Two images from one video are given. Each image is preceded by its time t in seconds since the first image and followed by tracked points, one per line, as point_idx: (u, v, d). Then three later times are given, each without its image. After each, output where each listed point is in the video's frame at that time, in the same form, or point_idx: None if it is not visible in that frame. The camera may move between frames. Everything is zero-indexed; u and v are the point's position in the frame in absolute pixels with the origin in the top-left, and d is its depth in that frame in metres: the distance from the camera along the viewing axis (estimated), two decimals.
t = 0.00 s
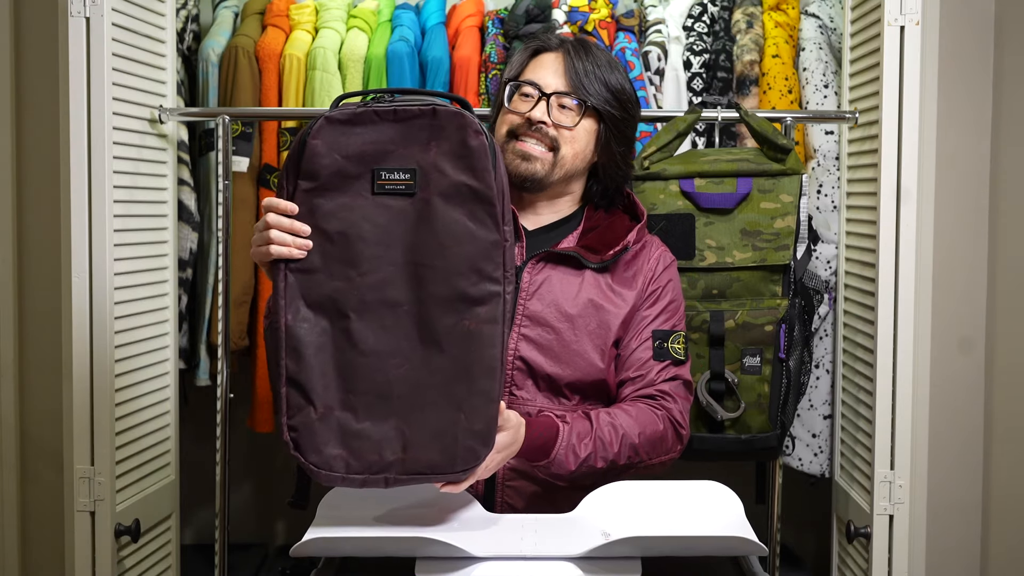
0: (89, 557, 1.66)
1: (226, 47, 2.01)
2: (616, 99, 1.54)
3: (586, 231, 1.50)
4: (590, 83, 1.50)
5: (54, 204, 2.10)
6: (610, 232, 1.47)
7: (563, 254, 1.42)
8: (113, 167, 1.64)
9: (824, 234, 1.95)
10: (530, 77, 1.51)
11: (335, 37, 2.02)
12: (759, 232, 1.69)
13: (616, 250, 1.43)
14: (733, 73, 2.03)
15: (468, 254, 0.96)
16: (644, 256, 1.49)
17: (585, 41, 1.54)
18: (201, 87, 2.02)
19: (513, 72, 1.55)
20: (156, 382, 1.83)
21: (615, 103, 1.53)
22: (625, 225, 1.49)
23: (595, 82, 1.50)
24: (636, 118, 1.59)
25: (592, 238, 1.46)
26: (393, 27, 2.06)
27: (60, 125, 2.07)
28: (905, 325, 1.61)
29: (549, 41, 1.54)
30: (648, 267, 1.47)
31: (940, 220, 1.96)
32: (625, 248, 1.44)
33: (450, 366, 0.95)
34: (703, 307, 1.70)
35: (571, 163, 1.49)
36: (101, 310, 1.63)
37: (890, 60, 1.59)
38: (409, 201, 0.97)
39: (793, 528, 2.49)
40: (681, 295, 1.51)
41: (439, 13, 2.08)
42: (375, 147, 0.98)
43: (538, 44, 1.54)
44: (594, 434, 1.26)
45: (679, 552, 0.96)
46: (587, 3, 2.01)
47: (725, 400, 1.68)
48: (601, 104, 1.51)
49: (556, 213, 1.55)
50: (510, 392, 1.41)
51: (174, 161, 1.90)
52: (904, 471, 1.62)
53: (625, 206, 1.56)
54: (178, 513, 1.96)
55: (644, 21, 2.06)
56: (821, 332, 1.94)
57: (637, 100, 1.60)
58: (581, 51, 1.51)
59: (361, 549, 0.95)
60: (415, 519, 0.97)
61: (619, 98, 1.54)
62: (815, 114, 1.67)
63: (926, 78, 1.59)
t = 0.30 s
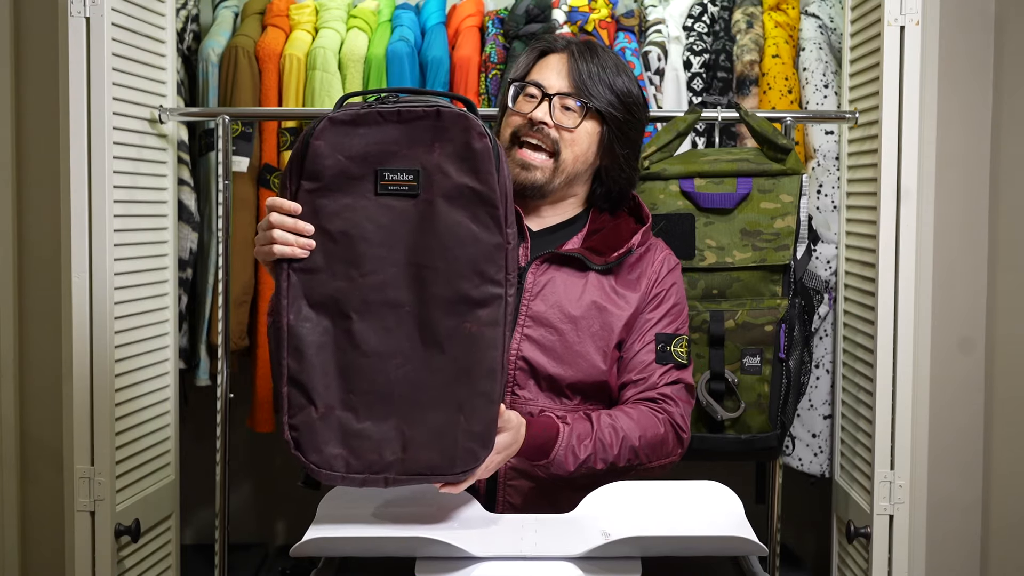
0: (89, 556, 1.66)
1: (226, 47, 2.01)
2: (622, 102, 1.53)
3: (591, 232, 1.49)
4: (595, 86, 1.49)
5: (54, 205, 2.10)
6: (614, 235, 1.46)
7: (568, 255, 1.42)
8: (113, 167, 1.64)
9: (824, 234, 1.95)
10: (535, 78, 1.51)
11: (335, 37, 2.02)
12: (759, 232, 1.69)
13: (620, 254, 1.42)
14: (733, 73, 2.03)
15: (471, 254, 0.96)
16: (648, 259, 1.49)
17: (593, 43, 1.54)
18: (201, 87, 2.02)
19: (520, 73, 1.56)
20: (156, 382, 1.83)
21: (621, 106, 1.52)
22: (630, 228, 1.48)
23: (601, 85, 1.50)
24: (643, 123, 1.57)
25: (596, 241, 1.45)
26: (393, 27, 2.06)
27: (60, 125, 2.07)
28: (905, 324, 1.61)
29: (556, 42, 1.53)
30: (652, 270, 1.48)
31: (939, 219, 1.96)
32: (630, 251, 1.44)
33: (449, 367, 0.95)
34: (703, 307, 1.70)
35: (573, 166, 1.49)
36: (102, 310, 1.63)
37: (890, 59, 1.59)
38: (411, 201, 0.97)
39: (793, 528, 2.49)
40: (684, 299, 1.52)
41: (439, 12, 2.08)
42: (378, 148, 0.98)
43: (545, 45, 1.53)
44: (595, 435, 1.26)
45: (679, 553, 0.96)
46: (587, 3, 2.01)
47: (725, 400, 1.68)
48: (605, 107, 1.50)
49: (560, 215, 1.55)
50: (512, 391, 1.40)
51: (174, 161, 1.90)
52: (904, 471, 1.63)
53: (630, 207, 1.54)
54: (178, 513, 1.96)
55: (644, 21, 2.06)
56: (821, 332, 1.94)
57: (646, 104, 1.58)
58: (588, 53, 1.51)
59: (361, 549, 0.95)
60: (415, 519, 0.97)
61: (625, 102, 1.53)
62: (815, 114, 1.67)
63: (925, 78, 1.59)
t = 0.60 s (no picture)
0: (89, 556, 1.66)
1: (226, 47, 2.01)
2: (632, 107, 1.52)
3: (598, 235, 1.51)
4: (605, 90, 1.49)
5: (54, 205, 2.10)
6: (622, 239, 1.47)
7: (576, 257, 1.42)
8: (113, 167, 1.64)
9: (824, 234, 1.95)
10: (546, 80, 1.50)
11: (335, 37, 2.02)
12: (759, 232, 1.69)
13: (627, 257, 1.43)
14: (733, 73, 2.03)
15: (438, 216, 0.98)
16: (655, 262, 1.49)
17: (606, 47, 1.54)
18: (201, 87, 2.01)
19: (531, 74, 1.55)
20: (156, 382, 1.83)
21: (631, 110, 1.52)
22: (638, 232, 1.49)
23: (610, 90, 1.49)
24: (652, 129, 1.57)
25: (605, 243, 1.47)
26: (393, 27, 2.05)
27: (60, 125, 2.07)
28: (905, 324, 1.61)
29: (569, 45, 1.53)
30: (659, 274, 1.47)
31: (939, 219, 1.96)
32: (638, 255, 1.44)
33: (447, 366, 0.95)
34: (703, 307, 1.70)
35: (578, 168, 1.48)
36: (102, 311, 1.63)
37: (890, 60, 1.59)
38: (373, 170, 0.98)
39: (792, 528, 2.49)
40: (691, 303, 1.51)
41: (439, 13, 2.08)
42: (337, 121, 0.98)
43: (558, 47, 1.52)
44: (592, 424, 1.29)
45: (679, 552, 0.96)
46: (587, 3, 2.01)
47: (725, 399, 1.68)
48: (615, 111, 1.50)
49: (568, 217, 1.55)
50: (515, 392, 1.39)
51: (174, 161, 1.90)
52: (904, 472, 1.63)
53: (638, 212, 1.55)
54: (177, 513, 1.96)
55: (644, 21, 2.07)
56: (821, 332, 1.94)
57: (657, 111, 1.58)
58: (599, 56, 1.50)
59: (361, 549, 0.95)
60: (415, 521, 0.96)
61: (636, 107, 1.53)
62: (815, 114, 1.67)
63: (926, 79, 1.59)
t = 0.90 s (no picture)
0: (88, 556, 1.67)
1: (226, 47, 2.01)
2: (632, 119, 1.46)
3: (606, 240, 1.49)
4: (599, 102, 1.44)
5: (55, 205, 2.10)
6: (630, 243, 1.47)
7: (582, 261, 1.41)
8: (113, 167, 1.64)
9: (824, 234, 1.95)
10: (544, 88, 1.47)
11: (335, 37, 2.02)
12: (759, 232, 1.69)
13: (636, 262, 1.42)
14: (733, 73, 2.03)
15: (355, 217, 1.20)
16: (662, 268, 1.48)
17: (611, 53, 1.48)
18: (201, 86, 2.01)
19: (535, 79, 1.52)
20: (156, 381, 1.83)
21: (629, 122, 1.46)
22: (646, 237, 1.48)
23: (605, 101, 1.44)
24: (655, 140, 1.50)
25: (613, 248, 1.46)
26: (393, 27, 2.05)
27: (60, 124, 2.07)
28: (905, 325, 1.61)
29: (573, 51, 1.48)
30: (666, 278, 1.47)
31: (939, 219, 1.95)
32: (646, 261, 1.43)
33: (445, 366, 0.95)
34: (703, 307, 1.70)
35: (565, 180, 1.45)
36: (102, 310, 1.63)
37: (890, 60, 1.59)
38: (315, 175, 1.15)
39: (792, 528, 2.49)
40: (696, 307, 1.51)
41: (439, 12, 2.08)
42: (269, 130, 1.16)
43: (561, 53, 1.48)
44: (590, 419, 1.30)
45: (679, 552, 0.96)
46: (587, 2, 2.01)
47: (725, 400, 1.68)
48: (609, 123, 1.44)
49: (574, 223, 1.53)
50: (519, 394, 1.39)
51: (174, 161, 1.90)
52: (904, 472, 1.63)
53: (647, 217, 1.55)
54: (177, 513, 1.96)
55: (644, 21, 2.07)
56: (821, 332, 1.94)
57: (664, 120, 1.51)
58: (598, 65, 1.45)
59: (361, 549, 0.95)
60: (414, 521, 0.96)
61: (635, 118, 1.47)
62: (815, 114, 1.67)
63: (926, 78, 1.59)
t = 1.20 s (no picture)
0: (88, 556, 1.66)
1: (226, 47, 2.01)
2: (622, 128, 1.43)
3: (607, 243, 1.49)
4: (584, 111, 1.41)
5: (54, 205, 2.10)
6: (632, 247, 1.46)
7: (583, 264, 1.41)
8: (114, 167, 1.64)
9: (824, 234, 1.95)
10: (539, 95, 1.46)
11: (335, 37, 2.02)
12: (759, 232, 1.69)
13: (637, 266, 1.41)
14: (733, 73, 2.03)
15: (351, 221, 1.21)
16: (664, 271, 1.48)
17: (605, 60, 1.44)
18: (201, 86, 2.01)
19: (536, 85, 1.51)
20: (156, 381, 1.83)
21: (617, 131, 1.43)
22: (649, 241, 1.47)
23: (591, 111, 1.41)
24: (649, 148, 1.46)
25: (614, 252, 1.45)
26: (393, 27, 2.05)
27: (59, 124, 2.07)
28: (905, 325, 1.61)
29: (568, 58, 1.46)
30: (667, 281, 1.46)
31: (939, 219, 1.96)
32: (648, 264, 1.42)
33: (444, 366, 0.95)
34: (703, 308, 1.70)
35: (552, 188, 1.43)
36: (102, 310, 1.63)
37: (890, 60, 1.59)
38: (308, 177, 1.16)
39: (792, 528, 2.49)
40: (699, 310, 1.51)
41: (439, 13, 2.08)
42: (273, 131, 1.17)
43: (557, 59, 1.47)
44: (591, 420, 1.30)
45: (679, 552, 0.96)
46: (587, 3, 2.02)
47: (725, 400, 1.68)
48: (595, 132, 1.41)
49: (573, 226, 1.52)
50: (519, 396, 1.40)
51: (174, 161, 1.90)
52: (904, 472, 1.63)
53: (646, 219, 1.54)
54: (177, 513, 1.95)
55: (644, 21, 2.07)
56: (821, 332, 1.94)
57: (660, 129, 1.46)
58: (588, 72, 1.42)
59: (361, 549, 0.95)
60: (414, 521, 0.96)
61: (626, 127, 1.43)
62: (815, 114, 1.67)
63: (926, 78, 1.59)
